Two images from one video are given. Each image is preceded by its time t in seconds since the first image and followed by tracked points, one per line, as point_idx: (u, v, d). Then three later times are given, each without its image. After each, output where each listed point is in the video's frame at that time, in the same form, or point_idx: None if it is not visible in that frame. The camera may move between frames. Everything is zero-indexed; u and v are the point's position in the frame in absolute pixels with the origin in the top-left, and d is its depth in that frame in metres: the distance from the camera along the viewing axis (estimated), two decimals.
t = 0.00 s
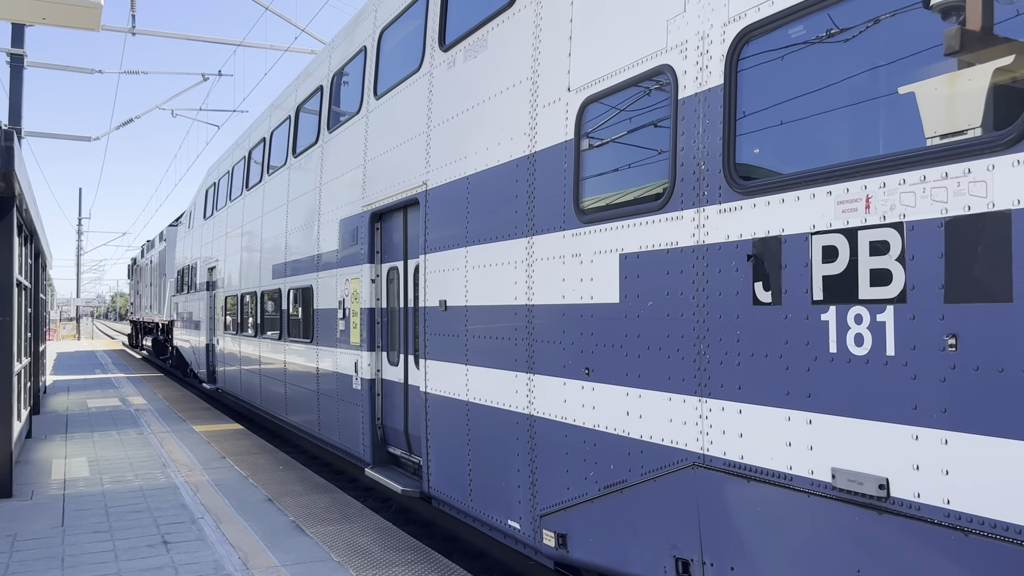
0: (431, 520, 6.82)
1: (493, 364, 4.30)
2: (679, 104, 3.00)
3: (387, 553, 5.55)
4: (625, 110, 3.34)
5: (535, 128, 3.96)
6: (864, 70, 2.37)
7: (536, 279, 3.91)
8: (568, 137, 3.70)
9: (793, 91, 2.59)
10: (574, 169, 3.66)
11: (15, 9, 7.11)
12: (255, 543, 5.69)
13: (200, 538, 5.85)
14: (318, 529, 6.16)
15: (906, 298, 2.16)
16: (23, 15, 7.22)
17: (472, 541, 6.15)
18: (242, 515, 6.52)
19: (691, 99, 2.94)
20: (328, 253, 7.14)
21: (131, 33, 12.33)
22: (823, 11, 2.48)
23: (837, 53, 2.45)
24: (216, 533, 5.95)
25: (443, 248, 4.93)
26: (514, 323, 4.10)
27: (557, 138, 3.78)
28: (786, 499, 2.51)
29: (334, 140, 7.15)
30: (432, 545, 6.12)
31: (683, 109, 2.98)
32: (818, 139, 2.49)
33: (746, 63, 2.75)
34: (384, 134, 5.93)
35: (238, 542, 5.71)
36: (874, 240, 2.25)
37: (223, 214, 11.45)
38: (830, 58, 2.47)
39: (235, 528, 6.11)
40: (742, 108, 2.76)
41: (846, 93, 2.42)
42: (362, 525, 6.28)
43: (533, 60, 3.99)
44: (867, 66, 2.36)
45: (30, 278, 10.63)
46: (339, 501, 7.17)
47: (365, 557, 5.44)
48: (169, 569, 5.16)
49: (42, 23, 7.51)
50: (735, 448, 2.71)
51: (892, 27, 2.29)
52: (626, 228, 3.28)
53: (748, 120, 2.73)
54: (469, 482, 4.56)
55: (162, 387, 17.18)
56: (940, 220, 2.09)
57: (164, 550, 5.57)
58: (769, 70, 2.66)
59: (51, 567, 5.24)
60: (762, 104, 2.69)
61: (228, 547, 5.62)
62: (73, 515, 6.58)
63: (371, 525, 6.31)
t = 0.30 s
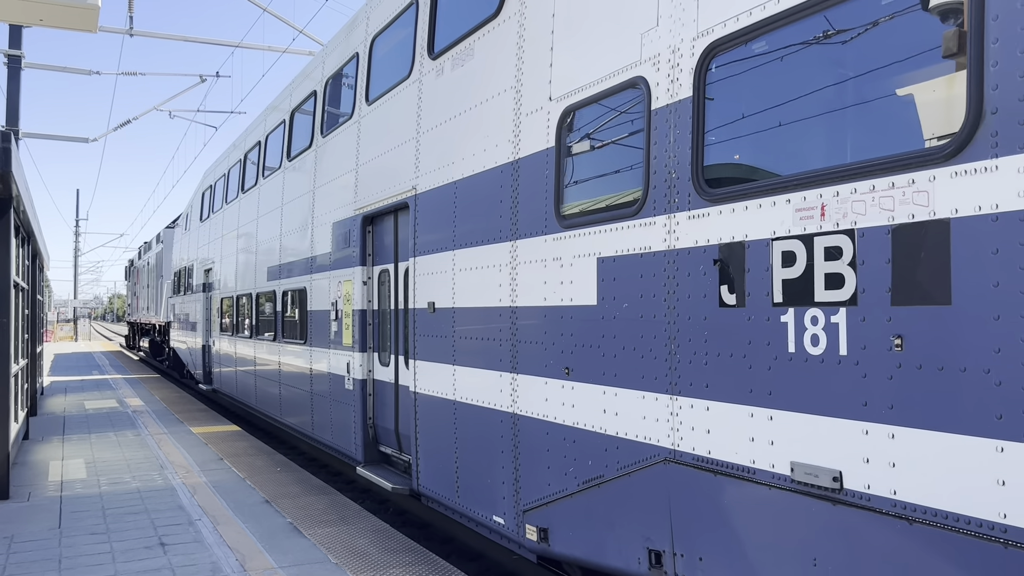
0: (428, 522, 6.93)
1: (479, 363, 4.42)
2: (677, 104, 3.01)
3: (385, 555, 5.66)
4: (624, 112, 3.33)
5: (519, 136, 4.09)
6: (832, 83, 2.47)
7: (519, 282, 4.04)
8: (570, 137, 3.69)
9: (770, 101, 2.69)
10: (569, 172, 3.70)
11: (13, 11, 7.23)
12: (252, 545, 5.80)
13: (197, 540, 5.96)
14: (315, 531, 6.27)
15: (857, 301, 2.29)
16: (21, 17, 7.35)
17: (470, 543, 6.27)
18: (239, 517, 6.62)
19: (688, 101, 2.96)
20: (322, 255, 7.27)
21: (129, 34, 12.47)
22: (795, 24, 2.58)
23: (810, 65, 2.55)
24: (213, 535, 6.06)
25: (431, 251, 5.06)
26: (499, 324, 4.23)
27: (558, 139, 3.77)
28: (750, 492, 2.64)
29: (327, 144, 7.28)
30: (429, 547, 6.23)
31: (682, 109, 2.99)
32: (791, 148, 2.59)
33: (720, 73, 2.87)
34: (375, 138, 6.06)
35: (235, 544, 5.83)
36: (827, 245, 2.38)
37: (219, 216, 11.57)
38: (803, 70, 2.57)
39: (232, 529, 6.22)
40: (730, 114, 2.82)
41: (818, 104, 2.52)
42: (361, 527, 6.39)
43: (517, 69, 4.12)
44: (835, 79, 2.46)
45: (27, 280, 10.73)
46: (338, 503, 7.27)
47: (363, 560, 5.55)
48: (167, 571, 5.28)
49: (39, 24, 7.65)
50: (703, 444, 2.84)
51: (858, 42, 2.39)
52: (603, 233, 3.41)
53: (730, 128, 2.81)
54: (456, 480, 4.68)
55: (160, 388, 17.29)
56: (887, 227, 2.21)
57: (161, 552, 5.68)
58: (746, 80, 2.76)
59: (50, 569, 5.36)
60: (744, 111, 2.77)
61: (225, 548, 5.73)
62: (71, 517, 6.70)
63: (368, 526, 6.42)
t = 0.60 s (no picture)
0: (425, 524, 7.07)
1: (463, 363, 4.56)
2: (685, 107, 3.01)
3: (382, 557, 5.78)
4: (609, 120, 3.41)
5: (501, 144, 4.23)
6: (801, 95, 2.57)
7: (501, 284, 4.18)
8: (570, 138, 3.67)
9: (753, 108, 2.75)
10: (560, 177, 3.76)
11: (9, 12, 7.35)
12: (248, 546, 5.93)
13: (193, 542, 6.08)
14: (311, 533, 6.40)
15: (807, 304, 2.44)
16: (17, 18, 7.47)
17: (467, 544, 6.40)
18: (236, 519, 6.74)
19: (693, 104, 2.97)
20: (314, 257, 7.42)
21: (125, 36, 12.60)
22: (781, 30, 2.62)
23: (789, 73, 2.61)
24: (209, 537, 6.19)
25: (417, 254, 5.21)
26: (482, 325, 4.37)
27: (560, 141, 3.77)
28: (712, 485, 2.78)
29: (319, 148, 7.43)
30: (427, 549, 6.37)
31: (689, 112, 2.99)
32: (764, 153, 2.68)
33: (710, 77, 2.91)
34: (365, 143, 6.20)
35: (230, 546, 5.96)
36: (780, 251, 2.53)
37: (214, 219, 11.71)
38: (782, 78, 2.64)
39: (228, 531, 6.35)
40: (725, 117, 2.85)
41: (790, 115, 2.61)
42: (358, 529, 6.53)
43: (499, 79, 4.27)
44: (805, 91, 2.55)
45: (23, 281, 10.84)
46: (335, 505, 7.40)
47: (359, 561, 5.68)
48: (163, 572, 5.41)
49: (35, 25, 7.77)
50: (670, 440, 2.98)
51: (829, 53, 2.47)
52: (579, 238, 3.56)
53: (723, 130, 2.85)
54: (442, 477, 4.82)
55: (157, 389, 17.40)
56: (834, 235, 2.36)
57: (157, 554, 5.80)
58: (736, 85, 2.81)
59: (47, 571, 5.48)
60: (738, 114, 2.81)
61: (220, 550, 5.85)
62: (67, 518, 6.82)
63: (365, 528, 6.55)
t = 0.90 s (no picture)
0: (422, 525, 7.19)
1: (450, 362, 4.69)
2: (685, 108, 3.01)
3: (379, 558, 5.89)
4: (587, 129, 3.54)
5: (486, 150, 4.37)
6: (775, 105, 2.66)
7: (486, 286, 4.31)
8: (570, 140, 3.65)
9: (732, 116, 2.82)
10: (541, 181, 3.87)
11: (6, 13, 7.46)
12: (245, 547, 6.04)
13: (190, 543, 6.19)
14: (309, 534, 6.51)
15: (767, 305, 2.57)
16: (15, 19, 7.58)
17: (463, 545, 6.52)
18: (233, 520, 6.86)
19: (693, 105, 2.97)
20: (307, 258, 7.55)
21: (122, 36, 12.72)
22: (761, 39, 2.69)
23: (768, 82, 2.68)
24: (206, 539, 6.30)
25: (406, 257, 5.34)
26: (468, 326, 4.49)
27: (560, 141, 3.74)
28: (681, 479, 2.91)
29: (313, 152, 7.55)
30: (425, 550, 6.49)
31: (689, 112, 2.99)
32: (748, 157, 2.73)
33: (706, 79, 2.92)
34: (358, 147, 6.33)
35: (227, 547, 6.08)
36: (742, 256, 2.66)
37: (210, 220, 11.83)
38: (765, 86, 2.69)
39: (225, 532, 6.47)
40: (725, 118, 2.85)
41: (767, 123, 2.68)
42: (356, 531, 6.64)
43: (484, 87, 4.40)
44: (778, 101, 2.64)
45: (20, 282, 10.94)
46: (332, 506, 7.51)
47: (357, 562, 5.80)
48: (160, 573, 5.52)
49: (33, 25, 7.88)
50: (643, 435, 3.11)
51: (799, 64, 2.57)
52: (559, 242, 3.69)
53: (723, 131, 2.86)
54: (429, 474, 4.95)
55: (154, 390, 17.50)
56: (791, 240, 2.50)
57: (154, 555, 5.91)
58: (735, 86, 2.80)
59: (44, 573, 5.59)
60: (737, 115, 2.80)
61: (217, 551, 5.97)
62: (65, 519, 6.93)
63: (363, 530, 6.67)
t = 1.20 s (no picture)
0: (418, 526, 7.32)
1: (437, 362, 4.82)
2: (684, 109, 3.01)
3: (375, 558, 6.01)
4: (566, 137, 3.67)
5: (472, 156, 4.50)
6: (753, 114, 2.73)
7: (472, 288, 4.44)
8: (569, 142, 3.63)
9: (715, 123, 2.88)
10: (542, 181, 3.85)
11: (4, 15, 7.58)
12: (242, 548, 6.17)
13: (187, 544, 6.31)
14: (304, 534, 6.63)
15: (730, 307, 2.70)
16: (13, 20, 7.69)
17: (459, 545, 6.65)
18: (230, 520, 6.98)
19: (692, 105, 2.97)
20: (300, 260, 7.69)
21: (119, 37, 12.84)
22: (734, 51, 2.79)
23: (759, 86, 2.70)
24: (202, 539, 6.41)
25: (395, 260, 5.48)
26: (455, 326, 4.62)
27: (560, 143, 3.72)
28: (652, 473, 3.04)
29: (307, 156, 7.69)
30: (421, 551, 6.62)
31: (689, 113, 2.99)
32: (749, 158, 2.71)
33: (705, 79, 2.91)
34: (350, 150, 6.45)
35: (224, 547, 6.20)
36: (708, 260, 2.80)
37: (206, 222, 11.95)
38: (758, 89, 2.70)
39: (222, 532, 6.59)
40: (723, 119, 2.85)
41: (751, 129, 2.73)
42: (352, 531, 6.76)
43: (471, 96, 4.53)
44: (755, 110, 2.72)
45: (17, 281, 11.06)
46: (329, 506, 7.63)
47: (353, 562, 5.92)
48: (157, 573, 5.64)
49: (30, 27, 8.00)
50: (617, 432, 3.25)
51: (772, 76, 2.66)
52: (540, 246, 3.83)
53: (720, 132, 2.85)
54: (417, 471, 5.08)
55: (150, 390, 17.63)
56: (752, 246, 2.63)
57: (151, 555, 6.03)
58: (734, 86, 2.79)
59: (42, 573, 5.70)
60: (736, 115, 2.79)
61: (213, 552, 6.08)
62: (62, 520, 7.05)
63: (359, 530, 6.78)
